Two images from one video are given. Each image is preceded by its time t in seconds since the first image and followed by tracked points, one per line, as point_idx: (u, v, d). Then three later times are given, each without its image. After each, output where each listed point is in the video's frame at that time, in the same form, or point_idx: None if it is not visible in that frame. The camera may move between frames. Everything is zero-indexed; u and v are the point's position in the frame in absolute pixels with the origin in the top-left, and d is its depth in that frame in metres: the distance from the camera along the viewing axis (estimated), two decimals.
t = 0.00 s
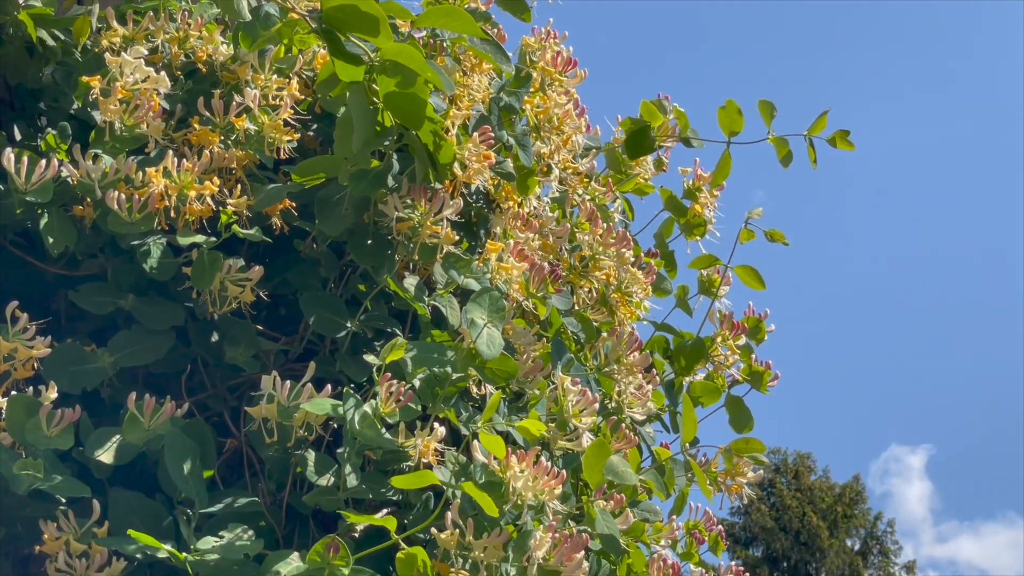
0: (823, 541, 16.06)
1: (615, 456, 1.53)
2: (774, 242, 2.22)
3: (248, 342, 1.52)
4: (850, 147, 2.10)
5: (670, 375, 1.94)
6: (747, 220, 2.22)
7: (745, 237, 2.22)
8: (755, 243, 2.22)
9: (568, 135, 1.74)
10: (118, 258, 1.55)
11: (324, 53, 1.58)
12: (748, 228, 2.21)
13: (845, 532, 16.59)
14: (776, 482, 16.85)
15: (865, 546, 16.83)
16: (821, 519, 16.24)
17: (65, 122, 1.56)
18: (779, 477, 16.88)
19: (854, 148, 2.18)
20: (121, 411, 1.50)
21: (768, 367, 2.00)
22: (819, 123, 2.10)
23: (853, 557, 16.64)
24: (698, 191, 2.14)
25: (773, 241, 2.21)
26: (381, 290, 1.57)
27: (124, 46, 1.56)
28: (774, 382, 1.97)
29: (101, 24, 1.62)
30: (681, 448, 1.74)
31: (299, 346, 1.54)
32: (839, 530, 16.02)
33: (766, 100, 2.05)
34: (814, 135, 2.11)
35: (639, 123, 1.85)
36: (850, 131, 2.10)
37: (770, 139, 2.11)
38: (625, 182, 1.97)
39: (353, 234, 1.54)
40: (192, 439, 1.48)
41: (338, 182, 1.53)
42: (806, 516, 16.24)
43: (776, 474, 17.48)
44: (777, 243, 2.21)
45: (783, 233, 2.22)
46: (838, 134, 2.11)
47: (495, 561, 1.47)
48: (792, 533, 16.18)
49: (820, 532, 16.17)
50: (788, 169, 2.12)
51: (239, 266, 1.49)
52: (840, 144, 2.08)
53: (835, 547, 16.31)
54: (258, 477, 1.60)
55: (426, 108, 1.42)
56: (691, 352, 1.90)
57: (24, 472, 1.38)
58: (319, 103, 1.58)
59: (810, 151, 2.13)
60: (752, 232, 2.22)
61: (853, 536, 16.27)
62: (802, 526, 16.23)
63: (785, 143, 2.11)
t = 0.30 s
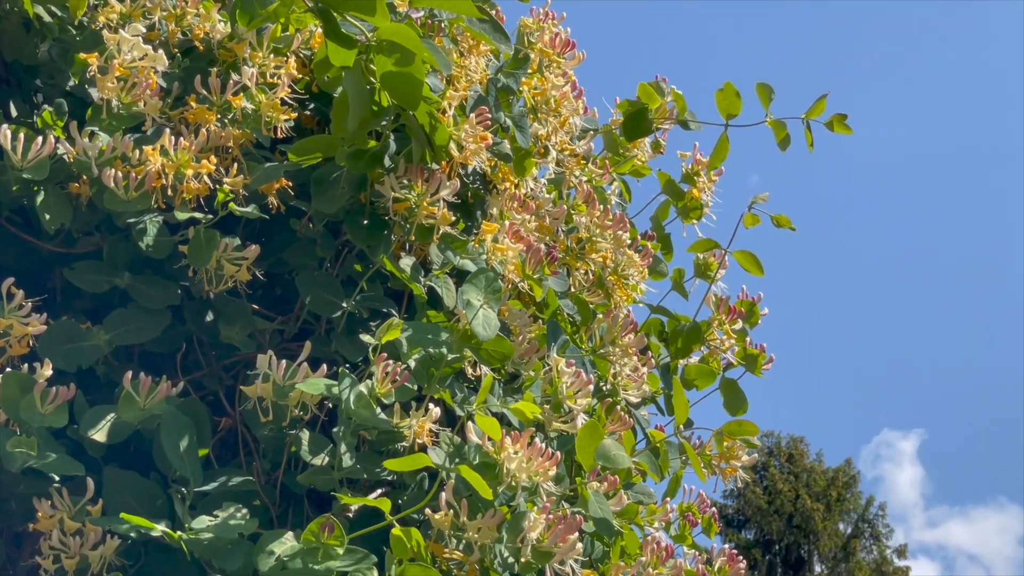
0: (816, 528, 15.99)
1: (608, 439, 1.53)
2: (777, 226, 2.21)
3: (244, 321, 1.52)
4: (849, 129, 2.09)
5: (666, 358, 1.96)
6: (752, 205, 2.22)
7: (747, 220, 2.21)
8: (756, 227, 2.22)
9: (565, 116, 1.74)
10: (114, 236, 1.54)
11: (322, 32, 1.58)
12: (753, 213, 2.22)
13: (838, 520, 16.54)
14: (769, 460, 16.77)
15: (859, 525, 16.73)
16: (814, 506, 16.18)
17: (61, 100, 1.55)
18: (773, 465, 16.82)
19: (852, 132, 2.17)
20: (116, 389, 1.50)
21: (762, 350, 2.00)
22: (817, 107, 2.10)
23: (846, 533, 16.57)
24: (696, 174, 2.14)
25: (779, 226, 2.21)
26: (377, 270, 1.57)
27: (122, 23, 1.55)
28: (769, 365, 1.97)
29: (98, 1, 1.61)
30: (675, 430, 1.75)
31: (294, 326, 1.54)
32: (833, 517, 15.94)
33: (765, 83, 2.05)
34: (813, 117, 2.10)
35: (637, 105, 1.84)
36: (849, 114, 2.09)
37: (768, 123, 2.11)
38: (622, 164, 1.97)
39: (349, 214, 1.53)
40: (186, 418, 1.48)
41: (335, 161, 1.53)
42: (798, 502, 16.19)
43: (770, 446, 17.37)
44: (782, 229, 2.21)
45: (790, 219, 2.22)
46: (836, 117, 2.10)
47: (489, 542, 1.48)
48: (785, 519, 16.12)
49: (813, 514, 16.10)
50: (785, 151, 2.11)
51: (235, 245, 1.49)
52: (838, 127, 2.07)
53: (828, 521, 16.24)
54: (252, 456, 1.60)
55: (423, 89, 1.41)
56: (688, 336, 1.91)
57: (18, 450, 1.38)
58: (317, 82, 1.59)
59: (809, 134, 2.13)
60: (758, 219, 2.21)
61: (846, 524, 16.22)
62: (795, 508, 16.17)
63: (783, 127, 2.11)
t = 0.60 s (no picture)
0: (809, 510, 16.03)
1: (604, 420, 1.53)
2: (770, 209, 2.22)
3: (240, 301, 1.52)
4: (847, 110, 2.09)
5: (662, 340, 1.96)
6: (745, 187, 2.22)
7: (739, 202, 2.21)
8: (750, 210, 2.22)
9: (563, 97, 1.74)
10: (110, 214, 1.54)
11: (320, 10, 1.58)
12: (747, 196, 2.21)
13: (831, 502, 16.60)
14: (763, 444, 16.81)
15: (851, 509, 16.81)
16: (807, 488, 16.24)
17: (58, 77, 1.55)
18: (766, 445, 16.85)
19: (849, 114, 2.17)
20: (111, 367, 1.50)
21: (760, 334, 2.00)
22: (814, 88, 2.09)
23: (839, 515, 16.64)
24: (693, 156, 2.14)
25: (772, 210, 2.21)
26: (374, 250, 1.57)
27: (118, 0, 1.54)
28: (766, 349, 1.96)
29: None
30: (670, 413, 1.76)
31: (291, 305, 1.54)
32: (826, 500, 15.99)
33: (762, 64, 2.05)
34: (809, 99, 2.10)
35: (635, 86, 1.84)
36: (846, 94, 2.09)
37: (765, 104, 2.11)
38: (619, 145, 1.97)
39: (346, 193, 1.53)
40: (182, 397, 1.48)
41: (332, 140, 1.52)
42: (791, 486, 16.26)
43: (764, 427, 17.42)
44: (775, 212, 2.21)
45: (782, 203, 2.22)
46: (834, 98, 2.10)
47: (483, 523, 1.49)
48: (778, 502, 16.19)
49: (806, 495, 16.17)
50: (781, 135, 2.11)
51: (232, 224, 1.49)
52: (835, 107, 2.07)
53: (819, 505, 16.32)
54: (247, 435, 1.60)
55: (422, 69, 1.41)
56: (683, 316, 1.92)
57: (12, 429, 1.38)
58: (314, 61, 1.60)
59: (806, 115, 2.13)
60: (749, 201, 2.21)
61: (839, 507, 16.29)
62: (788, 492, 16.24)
63: (779, 109, 2.11)
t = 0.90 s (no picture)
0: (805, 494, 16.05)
1: (603, 403, 1.53)
2: (761, 187, 2.22)
3: (239, 280, 1.52)
4: (846, 96, 2.08)
5: (658, 324, 1.95)
6: (736, 167, 2.22)
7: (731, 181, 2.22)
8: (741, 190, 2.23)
9: (563, 79, 1.74)
10: (109, 193, 1.54)
11: None
12: (737, 175, 2.22)
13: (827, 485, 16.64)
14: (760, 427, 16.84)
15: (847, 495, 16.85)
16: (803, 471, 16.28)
17: (57, 56, 1.55)
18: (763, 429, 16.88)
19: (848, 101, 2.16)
20: (110, 347, 1.50)
21: (756, 316, 2.00)
22: (813, 74, 2.09)
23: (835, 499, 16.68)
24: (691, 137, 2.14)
25: (762, 186, 2.21)
26: (373, 232, 1.57)
27: None
28: (762, 333, 1.96)
29: None
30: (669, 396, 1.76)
31: (289, 286, 1.54)
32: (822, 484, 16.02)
33: (761, 48, 2.05)
34: (808, 84, 2.10)
35: (635, 68, 1.83)
36: (846, 81, 2.08)
37: (763, 89, 2.10)
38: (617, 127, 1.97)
39: (345, 173, 1.54)
40: (181, 376, 1.48)
41: (332, 121, 1.52)
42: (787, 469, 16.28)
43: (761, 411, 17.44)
44: (765, 189, 2.20)
45: (772, 180, 2.22)
46: (833, 84, 2.10)
47: (481, 504, 1.48)
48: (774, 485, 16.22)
49: (801, 479, 16.21)
50: (778, 120, 2.11)
51: (231, 204, 1.49)
52: (835, 94, 2.07)
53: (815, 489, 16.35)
54: (246, 415, 1.60)
55: (422, 50, 1.41)
56: (681, 300, 1.91)
57: (12, 408, 1.38)
58: (314, 42, 1.60)
59: (806, 102, 2.12)
60: (741, 180, 2.22)
61: (835, 491, 16.32)
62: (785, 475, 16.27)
63: (776, 95, 2.10)
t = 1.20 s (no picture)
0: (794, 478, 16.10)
1: (598, 385, 1.53)
2: (769, 178, 2.23)
3: (235, 262, 1.51)
4: (846, 71, 2.09)
5: (656, 307, 1.93)
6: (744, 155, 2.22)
7: (739, 170, 2.21)
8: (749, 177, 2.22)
9: (560, 61, 1.74)
10: (105, 174, 1.54)
11: None
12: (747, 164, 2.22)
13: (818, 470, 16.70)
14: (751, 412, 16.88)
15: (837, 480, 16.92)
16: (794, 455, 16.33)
17: (53, 35, 1.54)
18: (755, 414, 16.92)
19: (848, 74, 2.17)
20: (106, 328, 1.49)
21: (755, 301, 2.01)
22: (812, 49, 2.09)
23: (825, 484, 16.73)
24: (690, 121, 2.13)
25: (770, 178, 2.22)
26: (369, 214, 1.57)
27: None
28: (759, 316, 1.97)
29: None
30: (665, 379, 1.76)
31: (285, 267, 1.54)
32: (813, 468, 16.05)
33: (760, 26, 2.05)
34: (808, 60, 2.11)
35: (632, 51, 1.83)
36: (844, 55, 2.09)
37: (762, 66, 2.11)
38: (614, 109, 1.98)
39: (342, 155, 1.53)
40: (176, 357, 1.47)
41: (328, 103, 1.51)
42: (778, 454, 16.33)
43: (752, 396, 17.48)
44: (775, 180, 2.21)
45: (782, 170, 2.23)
46: (832, 59, 2.10)
47: (477, 487, 1.48)
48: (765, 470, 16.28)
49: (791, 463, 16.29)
50: (781, 94, 2.12)
51: (227, 185, 1.48)
52: (833, 68, 2.08)
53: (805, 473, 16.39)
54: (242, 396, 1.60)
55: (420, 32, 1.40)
56: (677, 284, 1.92)
57: (7, 389, 1.38)
58: (311, 23, 1.60)
59: (805, 78, 2.13)
60: (748, 168, 2.21)
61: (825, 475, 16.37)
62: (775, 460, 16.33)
63: (778, 71, 2.11)
